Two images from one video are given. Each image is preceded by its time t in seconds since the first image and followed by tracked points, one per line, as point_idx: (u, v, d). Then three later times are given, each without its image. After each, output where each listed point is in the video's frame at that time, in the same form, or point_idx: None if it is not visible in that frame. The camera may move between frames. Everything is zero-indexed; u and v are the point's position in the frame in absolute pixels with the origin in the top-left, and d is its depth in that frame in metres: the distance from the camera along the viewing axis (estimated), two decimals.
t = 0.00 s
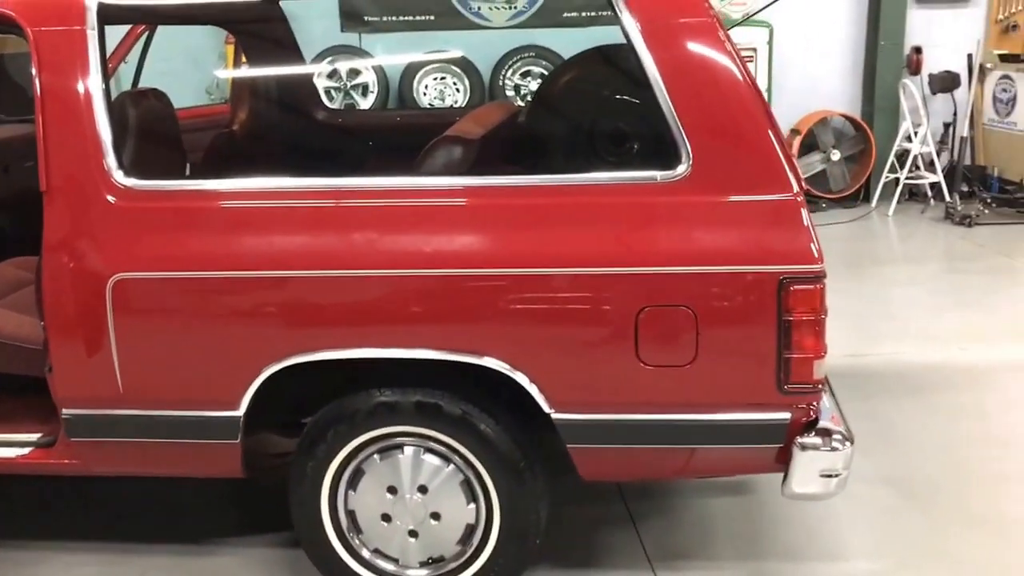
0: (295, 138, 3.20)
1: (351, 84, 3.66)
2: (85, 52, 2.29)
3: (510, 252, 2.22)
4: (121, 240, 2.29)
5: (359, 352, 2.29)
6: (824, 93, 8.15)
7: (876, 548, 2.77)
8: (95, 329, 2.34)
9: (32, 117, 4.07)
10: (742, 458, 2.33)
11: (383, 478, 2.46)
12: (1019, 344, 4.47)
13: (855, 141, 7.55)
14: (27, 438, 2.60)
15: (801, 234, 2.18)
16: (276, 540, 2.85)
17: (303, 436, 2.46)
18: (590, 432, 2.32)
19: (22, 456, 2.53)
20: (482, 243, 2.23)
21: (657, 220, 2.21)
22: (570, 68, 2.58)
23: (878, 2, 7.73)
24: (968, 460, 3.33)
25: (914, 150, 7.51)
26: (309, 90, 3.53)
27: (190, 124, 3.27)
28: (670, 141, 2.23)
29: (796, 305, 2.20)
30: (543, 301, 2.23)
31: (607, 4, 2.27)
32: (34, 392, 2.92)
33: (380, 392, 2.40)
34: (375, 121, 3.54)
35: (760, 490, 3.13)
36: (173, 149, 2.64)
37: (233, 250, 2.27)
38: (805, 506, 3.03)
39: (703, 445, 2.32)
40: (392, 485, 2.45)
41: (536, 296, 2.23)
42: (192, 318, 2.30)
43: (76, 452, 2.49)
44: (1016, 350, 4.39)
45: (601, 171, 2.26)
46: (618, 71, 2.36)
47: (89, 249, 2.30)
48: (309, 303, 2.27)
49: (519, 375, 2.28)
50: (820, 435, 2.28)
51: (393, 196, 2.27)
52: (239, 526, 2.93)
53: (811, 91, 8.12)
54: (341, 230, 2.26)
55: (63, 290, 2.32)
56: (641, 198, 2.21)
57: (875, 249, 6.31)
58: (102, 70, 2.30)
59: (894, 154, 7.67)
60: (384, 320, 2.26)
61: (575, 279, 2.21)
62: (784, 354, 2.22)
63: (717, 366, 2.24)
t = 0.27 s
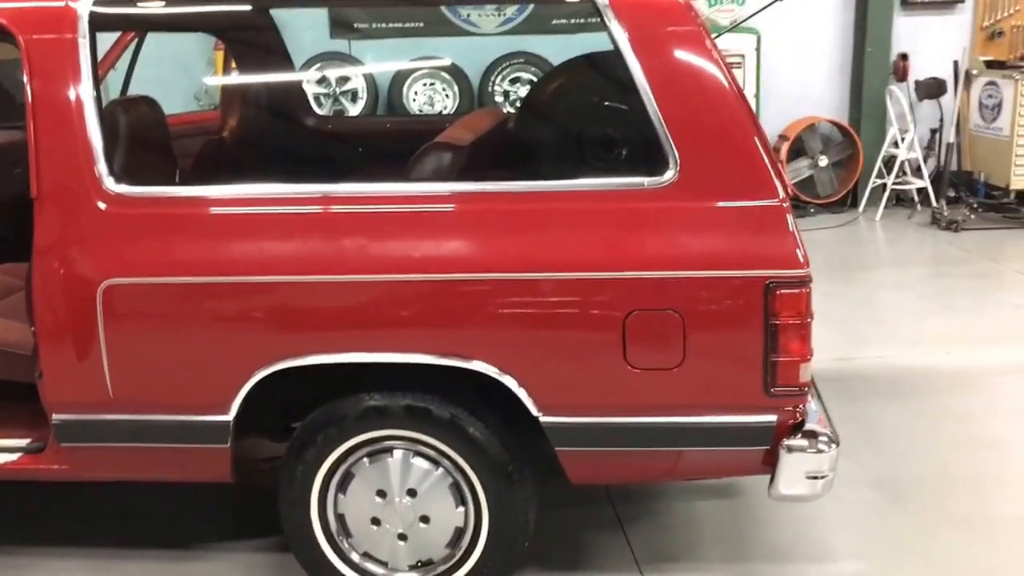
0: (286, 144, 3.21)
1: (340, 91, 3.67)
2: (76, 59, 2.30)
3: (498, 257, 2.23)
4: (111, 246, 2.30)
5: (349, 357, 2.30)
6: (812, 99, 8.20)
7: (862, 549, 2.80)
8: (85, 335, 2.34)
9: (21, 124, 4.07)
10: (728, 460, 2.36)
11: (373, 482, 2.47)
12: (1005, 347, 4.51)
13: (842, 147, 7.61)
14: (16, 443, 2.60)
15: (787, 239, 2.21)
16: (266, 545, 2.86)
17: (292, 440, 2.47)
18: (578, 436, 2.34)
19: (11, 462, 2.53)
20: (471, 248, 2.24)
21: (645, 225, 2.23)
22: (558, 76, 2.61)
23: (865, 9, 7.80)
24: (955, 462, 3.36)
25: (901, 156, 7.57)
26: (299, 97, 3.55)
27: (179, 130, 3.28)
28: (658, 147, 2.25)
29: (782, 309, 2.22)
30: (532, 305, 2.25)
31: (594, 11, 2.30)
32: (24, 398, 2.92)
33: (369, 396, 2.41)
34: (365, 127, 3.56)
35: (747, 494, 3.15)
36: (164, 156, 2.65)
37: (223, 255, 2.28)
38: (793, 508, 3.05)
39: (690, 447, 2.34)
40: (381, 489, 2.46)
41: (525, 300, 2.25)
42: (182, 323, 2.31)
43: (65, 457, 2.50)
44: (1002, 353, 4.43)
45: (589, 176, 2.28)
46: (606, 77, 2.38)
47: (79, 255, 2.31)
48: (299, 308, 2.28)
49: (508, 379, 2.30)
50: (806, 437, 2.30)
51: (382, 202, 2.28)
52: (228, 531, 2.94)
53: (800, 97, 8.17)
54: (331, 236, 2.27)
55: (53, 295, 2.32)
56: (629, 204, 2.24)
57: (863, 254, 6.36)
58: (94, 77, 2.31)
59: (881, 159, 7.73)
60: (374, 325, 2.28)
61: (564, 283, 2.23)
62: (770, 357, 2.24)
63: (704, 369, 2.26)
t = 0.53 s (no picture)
0: (275, 146, 3.20)
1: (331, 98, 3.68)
2: (72, 68, 2.31)
3: (490, 262, 2.25)
4: (104, 253, 2.31)
5: (340, 362, 2.31)
6: (802, 104, 8.24)
7: (851, 551, 2.82)
8: (77, 341, 2.34)
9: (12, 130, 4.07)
10: (718, 462, 2.37)
11: (364, 486, 2.47)
12: (993, 351, 4.54)
13: (831, 151, 7.65)
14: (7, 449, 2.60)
15: (777, 243, 2.23)
16: (255, 550, 2.86)
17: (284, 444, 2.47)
18: (569, 439, 2.35)
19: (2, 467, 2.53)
20: (462, 252, 2.26)
21: (635, 229, 2.24)
22: (549, 82, 2.62)
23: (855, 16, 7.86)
24: (944, 464, 3.38)
25: (890, 161, 7.62)
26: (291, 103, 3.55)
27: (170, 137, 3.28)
28: (648, 153, 2.27)
29: (772, 312, 2.24)
30: (523, 309, 2.26)
31: (586, 19, 2.32)
32: (16, 404, 2.92)
33: (360, 400, 2.42)
34: (357, 133, 3.57)
35: (738, 496, 3.16)
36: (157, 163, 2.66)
37: (216, 261, 2.29)
38: (783, 510, 3.07)
39: (680, 450, 2.35)
40: (372, 492, 2.47)
41: (516, 304, 2.26)
42: (175, 329, 2.32)
43: (57, 463, 2.50)
44: (989, 356, 4.47)
45: (580, 182, 2.30)
46: (597, 84, 2.40)
47: (72, 261, 2.31)
48: (291, 313, 2.29)
49: (499, 383, 2.31)
50: (796, 438, 2.31)
51: (374, 208, 2.30)
52: (219, 536, 2.94)
53: (790, 103, 8.22)
54: (323, 241, 2.29)
55: (46, 301, 2.33)
56: (619, 209, 2.26)
57: (853, 258, 6.39)
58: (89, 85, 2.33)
59: (869, 164, 7.77)
60: (365, 329, 2.29)
61: (554, 288, 2.25)
62: (760, 360, 2.26)
63: (694, 372, 2.27)
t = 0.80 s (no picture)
0: (267, 154, 3.22)
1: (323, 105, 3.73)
2: (70, 77, 2.34)
3: (481, 267, 2.27)
4: (99, 258, 2.32)
5: (332, 365, 2.33)
6: (793, 110, 8.29)
7: (838, 552, 2.84)
8: (71, 345, 2.36)
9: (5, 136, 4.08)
10: (706, 464, 2.39)
11: (354, 488, 2.49)
12: (983, 354, 4.57)
13: (821, 157, 7.71)
14: None
15: (764, 247, 2.26)
16: (244, 553, 2.87)
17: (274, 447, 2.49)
18: (559, 441, 2.37)
19: None
20: (454, 257, 2.28)
21: (624, 234, 2.27)
22: (540, 88, 2.64)
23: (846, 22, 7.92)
24: (933, 466, 3.40)
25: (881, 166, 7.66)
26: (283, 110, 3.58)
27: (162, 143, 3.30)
28: (639, 158, 2.29)
29: (759, 315, 2.27)
30: (513, 313, 2.28)
31: (579, 26, 2.35)
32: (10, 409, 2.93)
33: (350, 403, 2.44)
34: (350, 141, 3.61)
35: (727, 499, 3.18)
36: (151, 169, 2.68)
37: (210, 266, 2.31)
38: (772, 512, 3.09)
39: (669, 452, 2.37)
40: (361, 495, 2.48)
41: (506, 308, 2.28)
42: (168, 333, 2.33)
43: (50, 466, 2.51)
44: (979, 360, 4.50)
45: (572, 188, 2.32)
46: (588, 90, 2.43)
47: (66, 266, 2.33)
48: (283, 318, 2.31)
49: (489, 386, 2.33)
50: (783, 440, 2.33)
51: (367, 213, 2.32)
52: (210, 540, 2.94)
53: (782, 109, 8.27)
54: (316, 247, 2.31)
55: (40, 306, 2.35)
56: (608, 213, 2.28)
57: (844, 262, 6.42)
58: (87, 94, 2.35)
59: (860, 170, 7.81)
60: (357, 334, 2.31)
61: (544, 292, 2.27)
62: (748, 362, 2.28)
63: (682, 374, 2.30)
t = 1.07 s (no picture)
0: (262, 161, 3.26)
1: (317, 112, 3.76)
2: (69, 85, 2.37)
3: (471, 271, 2.30)
4: (94, 263, 2.35)
5: (324, 369, 2.35)
6: (788, 115, 8.34)
7: (825, 554, 2.86)
8: (67, 349, 2.39)
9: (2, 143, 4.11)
10: (693, 466, 2.42)
11: (344, 491, 2.51)
12: (974, 358, 4.60)
13: (813, 163, 7.75)
14: None
15: (751, 251, 2.29)
16: (235, 556, 2.89)
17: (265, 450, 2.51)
18: (547, 443, 2.40)
19: None
20: (445, 262, 2.31)
21: (612, 238, 2.30)
22: (532, 96, 2.68)
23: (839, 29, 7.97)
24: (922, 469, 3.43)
25: (874, 171, 7.70)
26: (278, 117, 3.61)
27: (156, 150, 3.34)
28: (629, 164, 2.33)
29: (747, 319, 2.30)
30: (503, 317, 2.31)
31: (570, 35, 2.38)
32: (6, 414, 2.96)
33: (341, 407, 2.46)
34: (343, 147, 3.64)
35: (716, 502, 3.21)
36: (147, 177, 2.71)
37: (205, 271, 2.34)
38: (761, 515, 3.12)
39: (656, 454, 2.40)
40: (351, 497, 2.51)
41: (496, 312, 2.31)
42: (163, 337, 2.36)
43: (45, 470, 2.53)
44: (970, 364, 4.53)
45: (563, 193, 2.35)
46: (579, 97, 2.46)
47: (62, 271, 2.36)
48: (276, 322, 2.33)
49: (479, 389, 2.36)
50: (771, 443, 2.36)
51: (359, 219, 2.35)
52: (202, 544, 2.96)
53: (777, 114, 8.31)
54: (309, 252, 2.34)
55: (36, 311, 2.37)
56: (597, 218, 2.31)
57: (837, 267, 6.45)
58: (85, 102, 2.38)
59: (853, 175, 7.86)
60: (349, 338, 2.33)
61: (534, 296, 2.30)
62: (736, 365, 2.31)
63: (669, 377, 2.32)
